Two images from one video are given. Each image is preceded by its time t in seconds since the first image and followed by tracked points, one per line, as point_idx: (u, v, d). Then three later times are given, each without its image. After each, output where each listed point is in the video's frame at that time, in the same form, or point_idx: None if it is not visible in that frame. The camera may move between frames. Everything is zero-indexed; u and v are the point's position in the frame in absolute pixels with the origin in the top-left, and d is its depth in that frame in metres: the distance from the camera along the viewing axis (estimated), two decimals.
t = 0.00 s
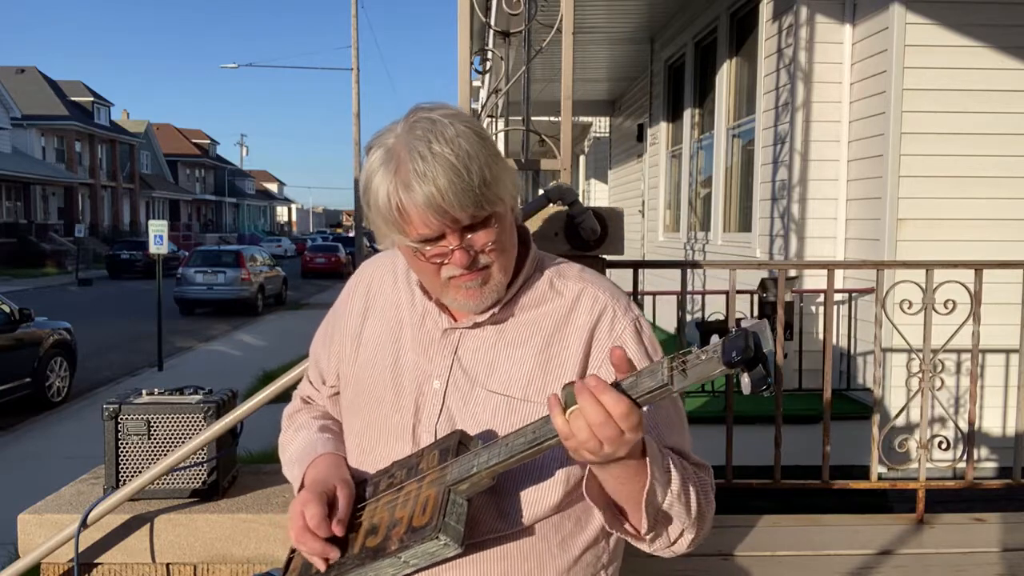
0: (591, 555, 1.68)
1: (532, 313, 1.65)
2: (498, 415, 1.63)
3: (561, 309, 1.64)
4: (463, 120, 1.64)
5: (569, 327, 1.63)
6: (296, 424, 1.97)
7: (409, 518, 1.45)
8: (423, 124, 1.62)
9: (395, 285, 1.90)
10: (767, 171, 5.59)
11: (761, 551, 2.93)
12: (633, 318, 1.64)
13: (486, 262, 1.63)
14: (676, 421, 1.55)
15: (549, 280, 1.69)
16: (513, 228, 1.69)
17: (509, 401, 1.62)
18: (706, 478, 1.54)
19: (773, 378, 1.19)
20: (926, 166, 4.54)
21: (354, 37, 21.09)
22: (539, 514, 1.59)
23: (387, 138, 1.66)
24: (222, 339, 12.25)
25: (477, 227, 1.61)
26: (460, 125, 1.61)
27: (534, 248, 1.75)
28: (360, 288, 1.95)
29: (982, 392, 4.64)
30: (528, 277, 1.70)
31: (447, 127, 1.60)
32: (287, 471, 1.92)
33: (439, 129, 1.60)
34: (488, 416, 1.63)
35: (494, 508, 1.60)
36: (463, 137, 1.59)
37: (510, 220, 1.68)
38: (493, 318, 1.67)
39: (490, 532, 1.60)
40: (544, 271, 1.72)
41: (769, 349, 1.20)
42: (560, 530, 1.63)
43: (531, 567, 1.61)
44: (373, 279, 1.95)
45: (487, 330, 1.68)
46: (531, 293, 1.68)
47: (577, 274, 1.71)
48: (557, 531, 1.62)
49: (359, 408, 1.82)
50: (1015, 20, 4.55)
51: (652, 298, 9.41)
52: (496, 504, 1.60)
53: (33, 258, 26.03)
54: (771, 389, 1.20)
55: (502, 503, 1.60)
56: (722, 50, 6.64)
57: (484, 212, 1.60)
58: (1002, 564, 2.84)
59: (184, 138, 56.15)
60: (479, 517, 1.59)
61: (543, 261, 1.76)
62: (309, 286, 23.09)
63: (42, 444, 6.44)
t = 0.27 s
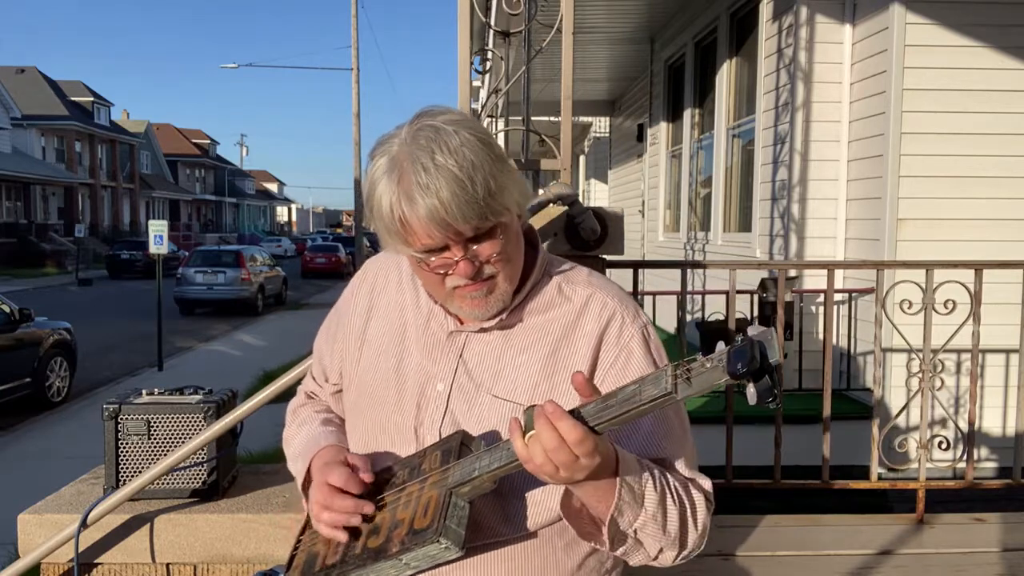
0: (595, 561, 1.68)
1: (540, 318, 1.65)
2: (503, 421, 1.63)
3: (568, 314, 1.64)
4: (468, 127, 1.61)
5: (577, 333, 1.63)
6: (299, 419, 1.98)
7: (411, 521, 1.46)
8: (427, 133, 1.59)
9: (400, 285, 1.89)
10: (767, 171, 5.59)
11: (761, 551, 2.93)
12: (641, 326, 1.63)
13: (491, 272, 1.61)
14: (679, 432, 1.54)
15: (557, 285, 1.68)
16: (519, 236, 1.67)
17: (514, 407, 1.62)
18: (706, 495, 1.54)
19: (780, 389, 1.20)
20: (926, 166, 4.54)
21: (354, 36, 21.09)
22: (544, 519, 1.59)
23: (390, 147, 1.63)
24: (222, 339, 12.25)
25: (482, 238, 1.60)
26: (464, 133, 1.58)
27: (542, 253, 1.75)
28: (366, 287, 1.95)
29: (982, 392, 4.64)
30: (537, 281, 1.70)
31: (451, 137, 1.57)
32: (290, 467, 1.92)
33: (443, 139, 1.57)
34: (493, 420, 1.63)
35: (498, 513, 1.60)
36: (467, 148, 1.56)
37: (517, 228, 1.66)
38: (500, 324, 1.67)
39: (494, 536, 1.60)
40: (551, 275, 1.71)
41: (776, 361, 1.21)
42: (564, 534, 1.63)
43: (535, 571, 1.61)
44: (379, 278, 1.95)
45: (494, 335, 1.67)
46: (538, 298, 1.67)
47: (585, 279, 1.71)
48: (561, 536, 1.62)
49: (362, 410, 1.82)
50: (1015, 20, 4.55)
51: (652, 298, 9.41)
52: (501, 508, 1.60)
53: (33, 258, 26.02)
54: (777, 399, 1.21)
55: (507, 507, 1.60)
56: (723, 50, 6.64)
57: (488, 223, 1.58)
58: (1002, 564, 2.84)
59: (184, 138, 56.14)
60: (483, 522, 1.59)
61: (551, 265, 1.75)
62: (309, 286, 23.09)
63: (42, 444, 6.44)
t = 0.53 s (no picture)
0: (597, 565, 1.68)
1: (544, 321, 1.65)
2: (505, 423, 1.63)
3: (572, 318, 1.64)
4: (478, 126, 1.59)
5: (581, 337, 1.63)
6: (300, 418, 1.98)
7: (409, 524, 1.45)
8: (437, 130, 1.58)
9: (403, 285, 1.89)
10: (767, 171, 5.59)
11: (761, 551, 2.94)
12: (646, 331, 1.63)
13: (495, 272, 1.61)
14: (681, 437, 1.55)
15: (561, 288, 1.68)
16: (524, 237, 1.66)
17: (516, 410, 1.62)
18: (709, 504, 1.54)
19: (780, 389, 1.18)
20: (926, 166, 4.54)
21: (354, 36, 21.09)
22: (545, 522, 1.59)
23: (401, 143, 1.63)
24: (222, 339, 12.25)
25: (487, 238, 1.59)
26: (474, 132, 1.57)
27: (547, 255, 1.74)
28: (369, 285, 1.95)
29: (982, 392, 4.65)
30: (541, 284, 1.69)
31: (460, 135, 1.56)
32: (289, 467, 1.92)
33: (451, 137, 1.56)
34: (495, 422, 1.63)
35: (499, 516, 1.60)
36: (476, 147, 1.55)
37: (523, 230, 1.65)
38: (504, 326, 1.67)
39: (495, 540, 1.60)
40: (556, 278, 1.71)
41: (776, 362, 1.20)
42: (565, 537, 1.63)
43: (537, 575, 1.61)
44: (382, 277, 1.95)
45: (497, 337, 1.67)
46: (543, 301, 1.67)
47: (590, 282, 1.71)
48: (562, 540, 1.62)
49: (363, 410, 1.82)
50: (1015, 20, 4.55)
51: (652, 298, 9.41)
52: (502, 511, 1.60)
53: (33, 258, 26.02)
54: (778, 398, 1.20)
55: (508, 510, 1.61)
56: (723, 50, 6.64)
57: (494, 224, 1.57)
58: (1002, 564, 2.84)
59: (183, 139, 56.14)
60: (484, 524, 1.59)
61: (556, 267, 1.75)
62: (309, 286, 23.09)
63: (42, 444, 6.44)
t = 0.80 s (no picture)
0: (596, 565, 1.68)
1: (542, 321, 1.65)
2: (502, 425, 1.63)
3: (570, 318, 1.64)
4: (509, 117, 1.64)
5: (578, 338, 1.63)
6: (295, 418, 1.98)
7: (409, 530, 1.47)
8: (471, 113, 1.60)
9: (398, 284, 1.89)
10: (767, 171, 5.59)
11: (761, 551, 2.93)
12: (642, 332, 1.64)
13: (510, 262, 1.61)
14: (677, 440, 1.55)
15: (558, 288, 1.68)
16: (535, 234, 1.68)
17: (514, 412, 1.63)
18: (705, 506, 1.55)
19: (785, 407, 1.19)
20: (926, 166, 4.54)
21: (354, 37, 21.10)
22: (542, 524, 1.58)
23: (429, 122, 1.63)
24: (222, 339, 12.25)
25: (507, 225, 1.60)
26: (508, 120, 1.61)
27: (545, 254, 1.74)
28: (362, 284, 1.94)
29: (982, 392, 4.64)
30: (540, 284, 1.69)
31: (495, 120, 1.59)
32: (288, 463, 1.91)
33: (487, 121, 1.59)
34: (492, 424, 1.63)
35: (498, 519, 1.60)
36: (511, 133, 1.59)
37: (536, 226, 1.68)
38: (502, 326, 1.66)
39: (493, 541, 1.59)
40: (554, 278, 1.72)
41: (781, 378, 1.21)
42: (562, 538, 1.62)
43: None
44: (376, 276, 1.94)
45: (494, 338, 1.67)
46: (541, 300, 1.67)
47: (586, 283, 1.71)
48: (560, 540, 1.62)
49: (360, 412, 1.82)
50: (1015, 20, 4.55)
51: (652, 298, 9.41)
52: (500, 513, 1.60)
53: (33, 258, 26.02)
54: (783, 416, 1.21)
55: (506, 512, 1.60)
56: (723, 50, 6.64)
57: (518, 211, 1.59)
58: (1002, 564, 2.84)
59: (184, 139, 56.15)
60: (482, 526, 1.58)
61: (554, 267, 1.75)
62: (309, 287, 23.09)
63: (42, 444, 6.44)
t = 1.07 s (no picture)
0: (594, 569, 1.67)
1: (540, 325, 1.65)
2: (499, 431, 1.63)
3: (567, 323, 1.64)
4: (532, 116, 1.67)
5: (575, 343, 1.64)
6: (286, 422, 1.97)
7: (409, 538, 1.48)
8: (499, 105, 1.61)
9: (391, 287, 1.88)
10: (767, 171, 5.59)
11: (761, 551, 2.93)
12: (639, 337, 1.65)
13: (521, 259, 1.62)
14: (676, 448, 1.55)
15: (556, 293, 1.69)
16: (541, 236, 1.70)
17: (510, 417, 1.63)
18: (701, 509, 1.55)
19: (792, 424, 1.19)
20: (926, 166, 4.54)
21: (354, 37, 21.11)
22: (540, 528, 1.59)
23: (455, 110, 1.63)
24: (222, 339, 12.25)
25: (524, 220, 1.60)
26: (533, 118, 1.64)
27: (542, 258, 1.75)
28: (355, 286, 1.93)
29: (982, 392, 4.64)
30: (539, 289, 1.70)
31: (523, 116, 1.61)
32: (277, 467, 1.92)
33: (513, 112, 1.61)
34: (489, 429, 1.63)
35: (495, 525, 1.60)
36: (537, 131, 1.61)
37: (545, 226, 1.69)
38: (498, 331, 1.66)
39: (490, 547, 1.60)
40: (553, 283, 1.72)
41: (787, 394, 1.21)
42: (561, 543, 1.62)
43: None
44: (369, 278, 1.93)
45: (490, 342, 1.67)
46: (539, 305, 1.67)
47: (584, 287, 1.71)
48: (559, 544, 1.62)
49: (354, 416, 1.82)
50: (1015, 20, 4.55)
51: (652, 298, 9.41)
52: (497, 518, 1.60)
53: (33, 259, 26.01)
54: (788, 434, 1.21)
55: (503, 516, 1.61)
56: (722, 50, 6.64)
57: (535, 207, 1.61)
58: (1002, 564, 2.84)
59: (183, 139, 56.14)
60: (481, 532, 1.59)
61: (551, 271, 1.76)
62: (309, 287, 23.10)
63: (42, 444, 6.44)
